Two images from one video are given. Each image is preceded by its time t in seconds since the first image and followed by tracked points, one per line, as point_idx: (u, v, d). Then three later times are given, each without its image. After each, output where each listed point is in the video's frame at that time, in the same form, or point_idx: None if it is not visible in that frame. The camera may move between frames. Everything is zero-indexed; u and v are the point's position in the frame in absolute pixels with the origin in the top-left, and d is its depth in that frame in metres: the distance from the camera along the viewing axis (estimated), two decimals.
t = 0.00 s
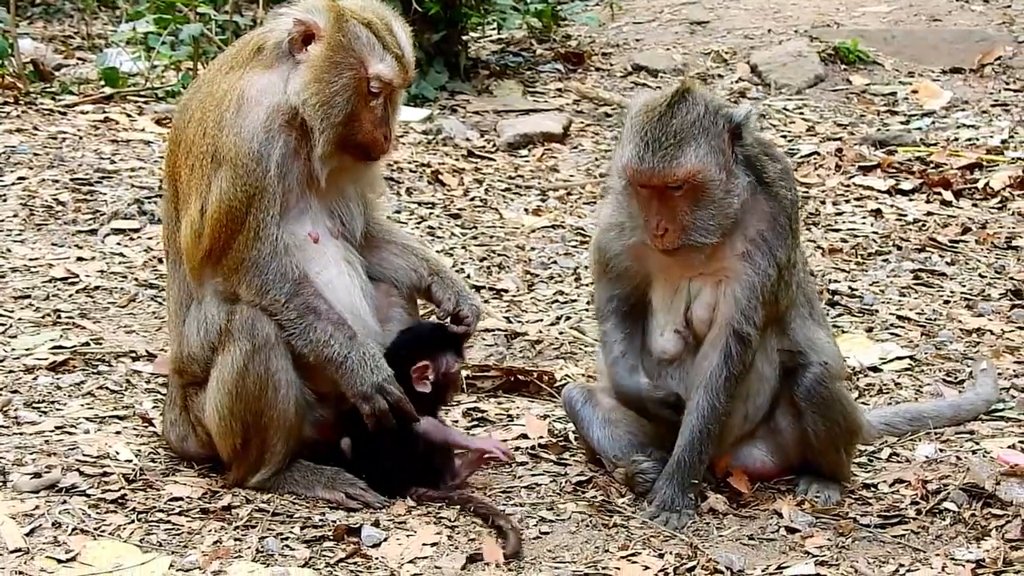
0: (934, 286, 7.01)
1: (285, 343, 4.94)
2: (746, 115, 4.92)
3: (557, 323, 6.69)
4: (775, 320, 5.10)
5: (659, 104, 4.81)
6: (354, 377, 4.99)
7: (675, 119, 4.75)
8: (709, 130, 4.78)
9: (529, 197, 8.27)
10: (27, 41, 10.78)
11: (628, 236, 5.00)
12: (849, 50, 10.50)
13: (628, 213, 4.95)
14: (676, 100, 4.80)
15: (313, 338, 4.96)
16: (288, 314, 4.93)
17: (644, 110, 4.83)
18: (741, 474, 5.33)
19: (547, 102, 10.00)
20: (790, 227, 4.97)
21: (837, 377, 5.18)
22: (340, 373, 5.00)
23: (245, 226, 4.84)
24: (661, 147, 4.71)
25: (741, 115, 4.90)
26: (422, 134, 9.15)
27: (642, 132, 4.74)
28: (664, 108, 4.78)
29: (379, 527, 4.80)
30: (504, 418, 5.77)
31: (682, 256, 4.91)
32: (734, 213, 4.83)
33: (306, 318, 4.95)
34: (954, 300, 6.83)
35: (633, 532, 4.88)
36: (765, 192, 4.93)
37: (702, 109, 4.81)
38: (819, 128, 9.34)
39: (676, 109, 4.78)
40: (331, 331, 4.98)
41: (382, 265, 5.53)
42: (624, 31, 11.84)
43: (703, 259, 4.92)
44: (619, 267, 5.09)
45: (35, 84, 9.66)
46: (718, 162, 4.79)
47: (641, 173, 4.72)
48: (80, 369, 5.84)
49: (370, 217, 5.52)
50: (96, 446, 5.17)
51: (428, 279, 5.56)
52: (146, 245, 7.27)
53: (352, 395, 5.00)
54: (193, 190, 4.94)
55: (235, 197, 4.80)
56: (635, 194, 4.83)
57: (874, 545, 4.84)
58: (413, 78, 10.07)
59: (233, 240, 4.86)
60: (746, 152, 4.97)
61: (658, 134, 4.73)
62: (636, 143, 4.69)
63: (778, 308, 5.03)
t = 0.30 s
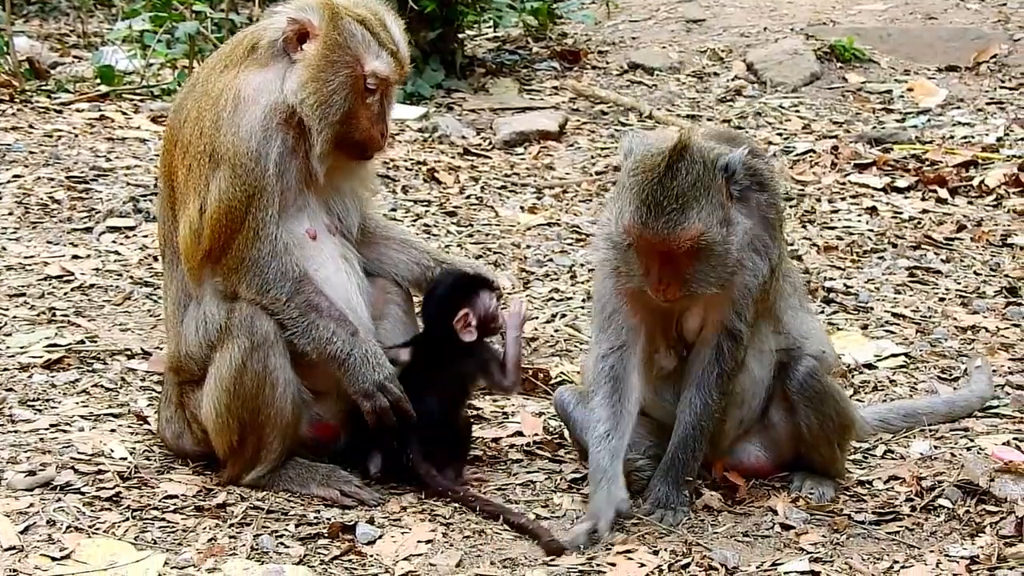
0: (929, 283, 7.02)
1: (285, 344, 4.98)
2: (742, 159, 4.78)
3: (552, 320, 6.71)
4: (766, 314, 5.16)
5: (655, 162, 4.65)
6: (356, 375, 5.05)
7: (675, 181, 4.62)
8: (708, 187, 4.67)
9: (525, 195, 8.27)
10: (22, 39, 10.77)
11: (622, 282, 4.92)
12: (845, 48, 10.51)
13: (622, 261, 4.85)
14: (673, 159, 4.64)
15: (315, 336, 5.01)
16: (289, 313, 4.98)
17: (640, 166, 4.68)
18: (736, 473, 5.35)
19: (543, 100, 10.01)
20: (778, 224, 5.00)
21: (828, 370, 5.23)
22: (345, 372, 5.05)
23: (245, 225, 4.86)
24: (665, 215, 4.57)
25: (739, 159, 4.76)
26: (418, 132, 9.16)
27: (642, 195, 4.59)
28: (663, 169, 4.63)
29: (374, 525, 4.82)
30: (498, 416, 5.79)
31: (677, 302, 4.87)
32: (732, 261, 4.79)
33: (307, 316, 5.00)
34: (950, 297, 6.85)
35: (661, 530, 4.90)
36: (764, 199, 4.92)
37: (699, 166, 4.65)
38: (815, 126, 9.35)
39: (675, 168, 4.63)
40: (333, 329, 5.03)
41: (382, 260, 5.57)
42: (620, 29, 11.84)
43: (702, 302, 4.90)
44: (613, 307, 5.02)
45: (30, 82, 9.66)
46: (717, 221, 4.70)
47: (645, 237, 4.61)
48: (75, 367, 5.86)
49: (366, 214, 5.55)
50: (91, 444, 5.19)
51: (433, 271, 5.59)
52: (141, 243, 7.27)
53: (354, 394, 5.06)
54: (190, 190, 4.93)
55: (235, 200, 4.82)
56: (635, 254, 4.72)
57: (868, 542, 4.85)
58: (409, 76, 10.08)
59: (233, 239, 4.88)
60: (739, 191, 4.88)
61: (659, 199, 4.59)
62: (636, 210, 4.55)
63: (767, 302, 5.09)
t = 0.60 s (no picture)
0: (920, 280, 7.05)
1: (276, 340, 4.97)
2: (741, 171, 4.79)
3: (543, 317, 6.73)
4: (762, 311, 5.17)
5: (653, 173, 4.66)
6: (353, 373, 5.06)
7: (673, 194, 4.64)
8: (706, 201, 4.69)
9: (517, 192, 8.29)
10: (15, 38, 10.80)
11: (617, 287, 4.95)
12: (837, 46, 10.52)
13: (621, 265, 4.90)
14: (671, 172, 4.65)
15: (309, 334, 5.02)
16: (283, 312, 4.99)
17: (637, 177, 4.70)
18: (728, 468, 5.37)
19: (535, 98, 10.03)
20: (774, 224, 5.01)
21: (820, 364, 5.23)
22: (339, 371, 5.06)
23: (237, 224, 4.88)
24: (661, 226, 4.60)
25: (738, 170, 4.78)
26: (410, 131, 9.18)
27: (640, 207, 4.63)
28: (660, 181, 4.65)
29: (364, 521, 4.84)
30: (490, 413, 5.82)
31: (670, 309, 4.93)
32: (729, 272, 4.85)
33: (301, 315, 5.01)
34: (941, 294, 6.88)
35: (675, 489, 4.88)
36: (764, 200, 4.97)
37: (698, 178, 4.68)
38: (807, 124, 9.37)
39: (673, 182, 4.64)
40: (326, 328, 5.03)
41: (374, 257, 5.57)
42: (613, 28, 11.86)
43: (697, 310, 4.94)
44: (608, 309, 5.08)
45: (22, 81, 9.69)
46: (714, 233, 4.73)
47: (640, 249, 4.64)
48: (66, 364, 5.88)
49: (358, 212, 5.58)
50: (81, 440, 5.22)
51: (424, 273, 5.60)
52: (132, 242, 7.30)
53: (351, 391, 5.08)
54: (182, 191, 4.95)
55: (226, 200, 4.83)
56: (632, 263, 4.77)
57: (859, 537, 4.85)
58: (402, 74, 10.11)
59: (226, 239, 4.89)
60: (738, 199, 4.89)
61: (655, 210, 4.62)
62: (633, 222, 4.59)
63: (763, 299, 5.11)
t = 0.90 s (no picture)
0: (912, 275, 7.07)
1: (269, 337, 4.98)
2: (738, 171, 4.81)
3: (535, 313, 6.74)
4: (757, 305, 5.17)
5: (649, 174, 4.64)
6: (349, 368, 5.09)
7: (670, 193, 4.61)
8: (703, 201, 4.69)
9: (508, 188, 8.31)
10: (5, 36, 10.80)
11: (613, 284, 4.95)
12: (828, 41, 10.54)
13: (616, 261, 4.89)
14: (669, 171, 4.63)
15: (304, 330, 5.04)
16: (277, 308, 5.01)
17: (635, 176, 4.68)
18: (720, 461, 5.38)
19: (527, 94, 10.04)
20: (771, 221, 5.00)
21: (814, 357, 5.23)
22: (336, 365, 5.09)
23: (228, 223, 4.89)
24: (659, 227, 4.58)
25: (735, 170, 4.81)
26: (401, 127, 9.20)
27: (638, 204, 4.60)
28: (657, 180, 4.62)
29: (356, 516, 4.85)
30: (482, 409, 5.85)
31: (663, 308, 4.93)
32: (726, 270, 4.86)
33: (295, 311, 5.03)
34: (932, 288, 6.90)
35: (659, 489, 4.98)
36: (761, 198, 4.95)
37: (693, 180, 4.66)
38: (798, 119, 9.38)
39: (670, 181, 4.62)
40: (321, 323, 5.06)
41: (365, 254, 5.57)
42: (604, 23, 11.87)
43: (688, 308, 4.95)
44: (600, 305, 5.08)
45: (13, 78, 9.70)
46: (710, 233, 4.75)
47: (636, 247, 4.63)
48: (57, 361, 5.90)
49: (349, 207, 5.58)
50: (72, 437, 5.24)
51: (412, 270, 5.60)
52: (123, 238, 7.32)
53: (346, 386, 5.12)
54: (172, 189, 4.94)
55: (218, 199, 4.84)
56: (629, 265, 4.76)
57: (850, 530, 4.85)
58: (394, 70, 10.12)
59: (218, 237, 4.90)
60: (735, 199, 4.88)
61: (652, 210, 4.60)
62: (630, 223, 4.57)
63: (758, 294, 5.11)
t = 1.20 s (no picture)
0: (901, 271, 7.09)
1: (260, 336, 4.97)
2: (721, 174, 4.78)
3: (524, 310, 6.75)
4: (746, 303, 5.17)
5: (631, 177, 4.66)
6: (340, 367, 5.12)
7: (650, 198, 4.63)
8: (682, 207, 4.70)
9: (497, 185, 8.31)
10: None
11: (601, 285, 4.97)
12: (816, 38, 10.56)
13: (600, 264, 4.94)
14: (649, 176, 4.63)
15: (295, 328, 5.05)
16: (269, 306, 5.00)
17: (616, 181, 4.70)
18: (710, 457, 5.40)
19: (515, 91, 10.04)
20: (759, 220, 4.99)
21: (803, 353, 5.24)
22: (326, 364, 5.11)
23: (221, 221, 4.88)
24: (638, 232, 4.60)
25: (716, 175, 4.76)
26: (390, 124, 9.19)
27: (617, 211, 4.62)
28: (637, 185, 4.63)
29: (346, 514, 4.84)
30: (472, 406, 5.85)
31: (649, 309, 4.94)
32: (711, 269, 4.85)
33: (287, 310, 5.03)
34: (921, 285, 6.92)
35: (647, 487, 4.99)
36: (748, 197, 4.93)
37: (675, 183, 4.66)
38: (786, 116, 9.40)
39: (650, 186, 4.62)
40: (313, 321, 5.08)
41: (353, 252, 5.57)
42: (593, 20, 11.87)
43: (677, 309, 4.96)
44: (588, 304, 5.09)
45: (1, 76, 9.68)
46: (691, 237, 4.74)
47: (616, 251, 4.65)
48: (46, 358, 5.90)
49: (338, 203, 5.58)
50: (62, 435, 5.24)
51: (400, 268, 5.60)
52: (111, 235, 7.31)
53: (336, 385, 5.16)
54: (163, 189, 4.92)
55: (212, 197, 4.82)
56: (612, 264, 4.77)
57: (839, 527, 4.86)
58: (382, 67, 10.11)
59: (210, 236, 4.89)
60: (721, 201, 4.87)
61: (632, 215, 4.61)
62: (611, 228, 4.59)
63: (747, 292, 5.11)
